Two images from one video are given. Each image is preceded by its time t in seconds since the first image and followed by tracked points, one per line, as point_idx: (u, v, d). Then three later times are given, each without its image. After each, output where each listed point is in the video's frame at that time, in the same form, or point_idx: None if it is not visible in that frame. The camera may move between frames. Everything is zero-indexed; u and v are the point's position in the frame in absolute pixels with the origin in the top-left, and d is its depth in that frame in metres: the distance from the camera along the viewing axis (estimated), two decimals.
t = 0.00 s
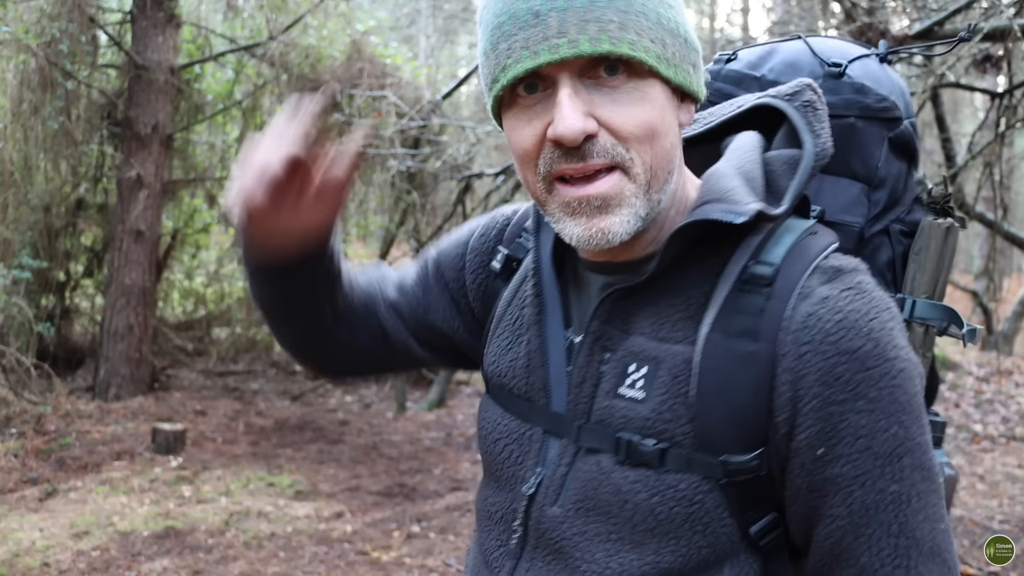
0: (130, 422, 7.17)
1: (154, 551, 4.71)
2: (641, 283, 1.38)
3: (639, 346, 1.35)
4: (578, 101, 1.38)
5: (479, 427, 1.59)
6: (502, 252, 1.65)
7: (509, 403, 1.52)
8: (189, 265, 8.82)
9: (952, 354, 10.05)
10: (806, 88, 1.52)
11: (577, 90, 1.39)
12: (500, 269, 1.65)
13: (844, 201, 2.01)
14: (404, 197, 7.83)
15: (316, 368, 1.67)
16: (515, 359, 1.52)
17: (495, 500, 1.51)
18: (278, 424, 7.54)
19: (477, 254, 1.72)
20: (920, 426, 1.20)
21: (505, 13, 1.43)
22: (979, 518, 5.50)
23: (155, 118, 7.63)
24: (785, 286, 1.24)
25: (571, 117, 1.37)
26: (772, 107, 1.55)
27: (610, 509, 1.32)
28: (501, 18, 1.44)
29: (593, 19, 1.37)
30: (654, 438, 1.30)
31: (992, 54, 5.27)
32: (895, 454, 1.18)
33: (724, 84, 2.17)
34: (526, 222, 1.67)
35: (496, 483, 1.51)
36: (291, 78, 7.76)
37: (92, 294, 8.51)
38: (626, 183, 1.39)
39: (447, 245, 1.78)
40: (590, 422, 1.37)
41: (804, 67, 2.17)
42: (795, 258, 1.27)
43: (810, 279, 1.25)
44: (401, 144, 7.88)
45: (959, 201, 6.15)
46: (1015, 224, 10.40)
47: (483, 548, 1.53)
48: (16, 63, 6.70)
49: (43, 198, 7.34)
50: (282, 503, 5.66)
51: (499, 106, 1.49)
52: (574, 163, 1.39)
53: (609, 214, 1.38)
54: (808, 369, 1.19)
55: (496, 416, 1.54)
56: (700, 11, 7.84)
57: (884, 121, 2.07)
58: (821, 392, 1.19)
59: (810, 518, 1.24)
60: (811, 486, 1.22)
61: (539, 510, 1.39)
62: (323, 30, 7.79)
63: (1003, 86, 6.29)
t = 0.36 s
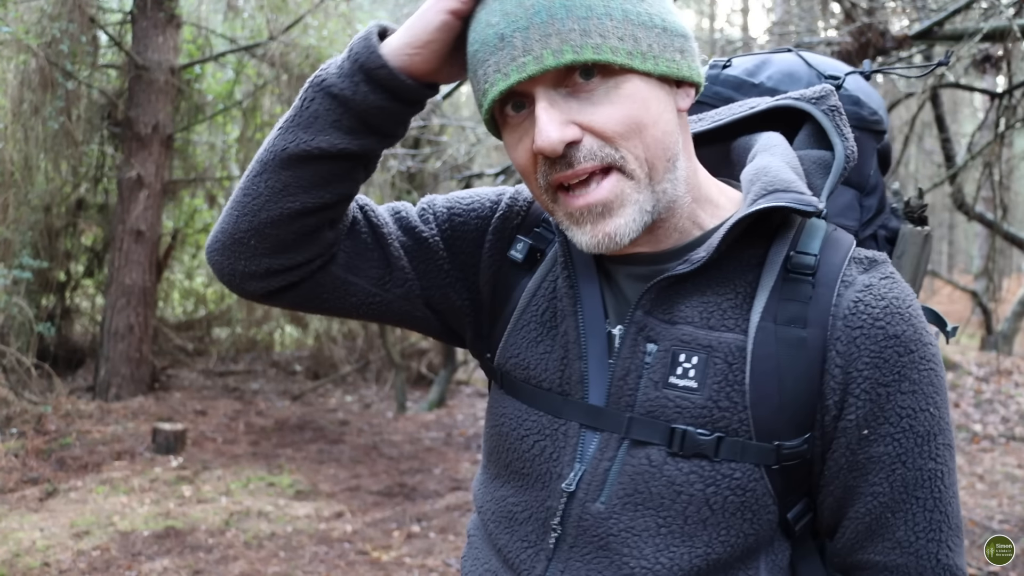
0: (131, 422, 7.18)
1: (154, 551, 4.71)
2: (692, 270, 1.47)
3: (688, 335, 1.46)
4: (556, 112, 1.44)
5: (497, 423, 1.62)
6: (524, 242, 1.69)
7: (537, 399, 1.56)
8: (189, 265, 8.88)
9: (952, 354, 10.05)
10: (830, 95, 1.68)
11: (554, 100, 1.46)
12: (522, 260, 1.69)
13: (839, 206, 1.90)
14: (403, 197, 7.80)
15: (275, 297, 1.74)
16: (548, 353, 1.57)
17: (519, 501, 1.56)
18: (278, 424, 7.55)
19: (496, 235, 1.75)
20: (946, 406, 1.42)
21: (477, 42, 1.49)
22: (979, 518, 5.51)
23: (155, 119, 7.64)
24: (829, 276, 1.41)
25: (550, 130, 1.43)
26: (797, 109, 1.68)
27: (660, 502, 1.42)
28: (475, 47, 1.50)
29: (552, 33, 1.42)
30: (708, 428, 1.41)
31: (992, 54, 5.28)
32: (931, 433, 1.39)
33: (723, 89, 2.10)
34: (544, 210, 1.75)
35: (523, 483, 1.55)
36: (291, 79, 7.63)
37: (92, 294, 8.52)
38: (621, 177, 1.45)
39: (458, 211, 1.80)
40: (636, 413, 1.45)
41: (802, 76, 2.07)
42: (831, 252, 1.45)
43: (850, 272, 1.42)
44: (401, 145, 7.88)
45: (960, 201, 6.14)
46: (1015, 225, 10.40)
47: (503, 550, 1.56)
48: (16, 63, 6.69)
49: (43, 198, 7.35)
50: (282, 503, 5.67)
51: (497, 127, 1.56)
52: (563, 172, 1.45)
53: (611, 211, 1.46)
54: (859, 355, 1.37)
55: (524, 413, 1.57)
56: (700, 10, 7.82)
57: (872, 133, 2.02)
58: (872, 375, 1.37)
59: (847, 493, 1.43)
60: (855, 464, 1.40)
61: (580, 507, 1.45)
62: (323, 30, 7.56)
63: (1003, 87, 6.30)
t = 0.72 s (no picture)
0: (130, 422, 7.18)
1: (154, 551, 4.71)
2: (695, 268, 1.47)
3: (691, 332, 1.46)
4: (539, 120, 1.40)
5: (501, 423, 1.62)
6: (528, 242, 1.69)
7: (541, 397, 1.55)
8: (189, 265, 8.90)
9: (952, 355, 10.06)
10: (826, 97, 1.70)
11: (540, 107, 1.40)
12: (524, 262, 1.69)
13: (835, 206, 1.90)
14: (403, 197, 7.80)
15: (285, 311, 1.72)
16: (552, 353, 1.57)
17: (523, 501, 1.56)
18: (278, 424, 7.55)
19: (500, 238, 1.74)
20: (944, 401, 1.43)
21: (483, 40, 1.47)
22: (979, 518, 5.51)
23: (155, 119, 7.64)
24: (829, 272, 1.42)
25: (531, 137, 1.39)
26: (794, 112, 1.70)
27: (665, 497, 1.42)
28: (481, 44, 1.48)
29: (544, 44, 1.36)
30: (713, 423, 1.42)
31: (992, 53, 5.27)
32: (930, 426, 1.40)
33: (719, 94, 2.08)
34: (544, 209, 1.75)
35: (528, 482, 1.55)
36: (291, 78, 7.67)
37: (92, 294, 8.52)
38: (598, 191, 1.41)
39: (462, 214, 1.78)
40: (641, 409, 1.45)
41: (797, 82, 2.07)
42: (830, 250, 1.46)
43: (849, 268, 1.44)
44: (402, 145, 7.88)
45: (960, 201, 6.14)
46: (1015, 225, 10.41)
47: (509, 549, 1.56)
48: (16, 63, 6.69)
49: (43, 198, 7.35)
50: (282, 503, 5.67)
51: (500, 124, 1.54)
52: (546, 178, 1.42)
53: (585, 219, 1.42)
54: (859, 349, 1.38)
55: (529, 413, 1.57)
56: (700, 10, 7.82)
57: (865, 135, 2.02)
58: (872, 368, 1.38)
59: (848, 488, 1.44)
60: (855, 457, 1.41)
61: (586, 504, 1.45)
62: (322, 30, 7.62)
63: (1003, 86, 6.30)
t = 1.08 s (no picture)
0: (130, 422, 7.18)
1: (154, 551, 4.71)
2: (667, 273, 1.42)
3: (665, 338, 1.40)
4: (496, 186, 1.36)
5: (501, 421, 1.62)
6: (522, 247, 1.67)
7: (531, 400, 1.55)
8: (189, 264, 8.86)
9: (952, 355, 10.10)
10: (820, 91, 1.59)
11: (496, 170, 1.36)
12: (521, 266, 1.66)
13: (849, 200, 1.95)
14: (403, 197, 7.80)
15: (286, 275, 1.70)
16: (538, 356, 1.56)
17: (518, 500, 1.56)
18: (278, 424, 7.54)
19: (501, 238, 1.73)
20: (931, 408, 1.32)
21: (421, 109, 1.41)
22: (979, 518, 5.51)
23: (155, 119, 7.64)
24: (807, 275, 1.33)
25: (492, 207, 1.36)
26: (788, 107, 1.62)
27: (640, 504, 1.39)
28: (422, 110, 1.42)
29: (477, 116, 1.31)
30: (686, 432, 1.36)
31: (992, 53, 5.26)
32: (912, 435, 1.30)
33: (729, 87, 2.05)
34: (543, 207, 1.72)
35: (522, 483, 1.56)
36: (291, 79, 7.67)
37: (92, 294, 8.52)
38: (569, 237, 1.37)
39: (469, 210, 1.79)
40: (617, 417, 1.42)
41: (808, 71, 2.01)
42: (811, 250, 1.36)
43: (828, 269, 1.34)
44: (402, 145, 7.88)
45: (959, 201, 6.14)
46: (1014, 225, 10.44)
47: (504, 547, 1.57)
48: (17, 63, 6.68)
49: (43, 198, 7.34)
50: (282, 503, 5.66)
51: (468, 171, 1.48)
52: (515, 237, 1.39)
53: (566, 259, 1.39)
54: (830, 357, 1.29)
55: (521, 415, 1.57)
56: (700, 11, 7.83)
57: (885, 124, 1.99)
58: (845, 377, 1.29)
59: (828, 498, 1.35)
60: (831, 468, 1.32)
61: (568, 507, 1.44)
62: (322, 30, 7.56)
63: (1002, 86, 6.31)
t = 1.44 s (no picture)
0: (130, 422, 7.18)
1: (154, 551, 4.71)
2: (646, 275, 1.42)
3: (646, 341, 1.41)
4: (473, 199, 1.39)
5: (500, 414, 1.65)
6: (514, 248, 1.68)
7: (521, 401, 1.58)
8: (189, 265, 8.85)
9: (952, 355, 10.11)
10: (814, 87, 1.59)
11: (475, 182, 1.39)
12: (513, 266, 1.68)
13: (853, 199, 1.88)
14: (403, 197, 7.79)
15: (289, 264, 1.78)
16: (525, 358, 1.59)
17: (510, 500, 1.59)
18: (278, 424, 7.54)
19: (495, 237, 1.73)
20: (919, 418, 1.28)
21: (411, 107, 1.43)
22: (979, 518, 5.51)
23: (155, 119, 7.64)
24: (787, 278, 1.32)
25: (466, 216, 1.39)
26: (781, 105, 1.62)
27: (620, 506, 1.39)
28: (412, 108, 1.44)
29: (457, 132, 1.34)
30: (663, 436, 1.36)
31: (992, 53, 5.25)
32: (894, 445, 1.26)
33: (733, 84, 2.06)
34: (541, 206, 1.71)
35: (513, 483, 1.58)
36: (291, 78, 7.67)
37: (92, 294, 8.52)
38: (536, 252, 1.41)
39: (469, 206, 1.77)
40: (600, 419, 1.43)
41: (814, 67, 1.99)
42: (795, 252, 1.35)
43: (814, 272, 1.33)
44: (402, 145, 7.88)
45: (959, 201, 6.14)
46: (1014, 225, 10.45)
47: (495, 546, 1.59)
48: (17, 63, 6.67)
49: (44, 198, 7.34)
50: (282, 503, 5.67)
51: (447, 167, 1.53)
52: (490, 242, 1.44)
53: (534, 270, 1.45)
54: (808, 361, 1.27)
55: (513, 415, 1.60)
56: (699, 11, 7.83)
57: (894, 121, 1.90)
58: (822, 383, 1.27)
59: (811, 506, 1.33)
60: (812, 475, 1.30)
61: (551, 508, 1.45)
62: (322, 30, 7.62)
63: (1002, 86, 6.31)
